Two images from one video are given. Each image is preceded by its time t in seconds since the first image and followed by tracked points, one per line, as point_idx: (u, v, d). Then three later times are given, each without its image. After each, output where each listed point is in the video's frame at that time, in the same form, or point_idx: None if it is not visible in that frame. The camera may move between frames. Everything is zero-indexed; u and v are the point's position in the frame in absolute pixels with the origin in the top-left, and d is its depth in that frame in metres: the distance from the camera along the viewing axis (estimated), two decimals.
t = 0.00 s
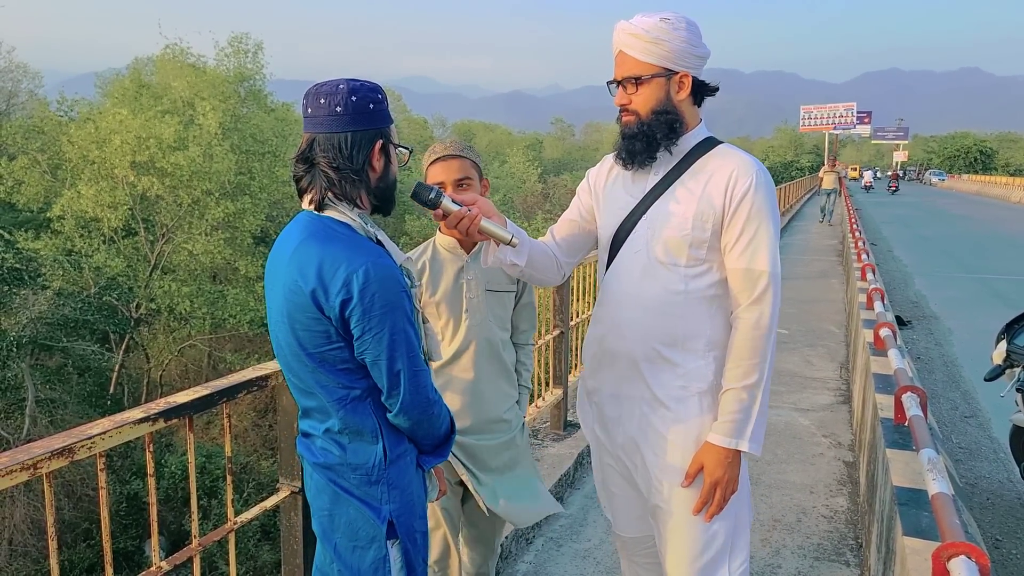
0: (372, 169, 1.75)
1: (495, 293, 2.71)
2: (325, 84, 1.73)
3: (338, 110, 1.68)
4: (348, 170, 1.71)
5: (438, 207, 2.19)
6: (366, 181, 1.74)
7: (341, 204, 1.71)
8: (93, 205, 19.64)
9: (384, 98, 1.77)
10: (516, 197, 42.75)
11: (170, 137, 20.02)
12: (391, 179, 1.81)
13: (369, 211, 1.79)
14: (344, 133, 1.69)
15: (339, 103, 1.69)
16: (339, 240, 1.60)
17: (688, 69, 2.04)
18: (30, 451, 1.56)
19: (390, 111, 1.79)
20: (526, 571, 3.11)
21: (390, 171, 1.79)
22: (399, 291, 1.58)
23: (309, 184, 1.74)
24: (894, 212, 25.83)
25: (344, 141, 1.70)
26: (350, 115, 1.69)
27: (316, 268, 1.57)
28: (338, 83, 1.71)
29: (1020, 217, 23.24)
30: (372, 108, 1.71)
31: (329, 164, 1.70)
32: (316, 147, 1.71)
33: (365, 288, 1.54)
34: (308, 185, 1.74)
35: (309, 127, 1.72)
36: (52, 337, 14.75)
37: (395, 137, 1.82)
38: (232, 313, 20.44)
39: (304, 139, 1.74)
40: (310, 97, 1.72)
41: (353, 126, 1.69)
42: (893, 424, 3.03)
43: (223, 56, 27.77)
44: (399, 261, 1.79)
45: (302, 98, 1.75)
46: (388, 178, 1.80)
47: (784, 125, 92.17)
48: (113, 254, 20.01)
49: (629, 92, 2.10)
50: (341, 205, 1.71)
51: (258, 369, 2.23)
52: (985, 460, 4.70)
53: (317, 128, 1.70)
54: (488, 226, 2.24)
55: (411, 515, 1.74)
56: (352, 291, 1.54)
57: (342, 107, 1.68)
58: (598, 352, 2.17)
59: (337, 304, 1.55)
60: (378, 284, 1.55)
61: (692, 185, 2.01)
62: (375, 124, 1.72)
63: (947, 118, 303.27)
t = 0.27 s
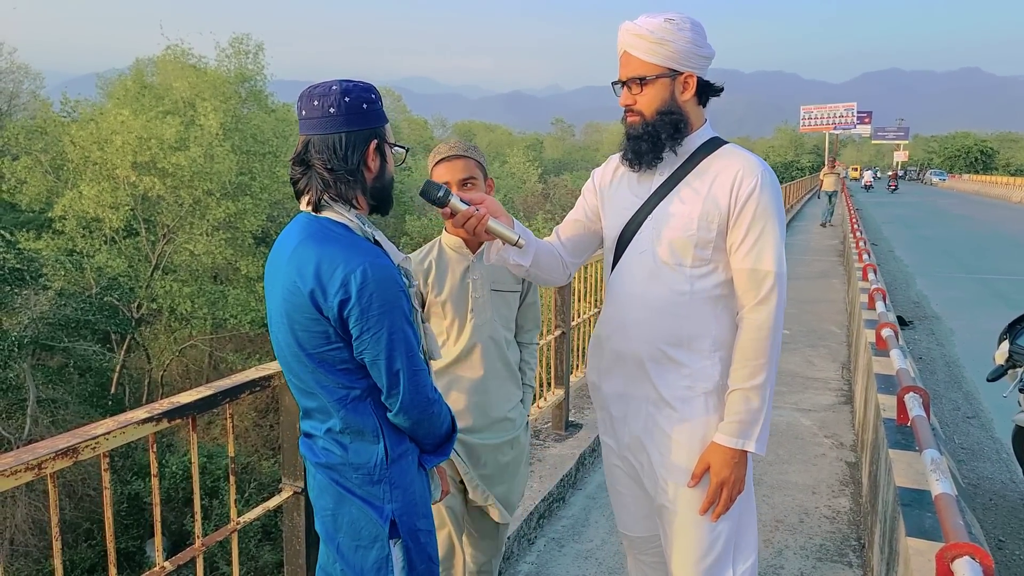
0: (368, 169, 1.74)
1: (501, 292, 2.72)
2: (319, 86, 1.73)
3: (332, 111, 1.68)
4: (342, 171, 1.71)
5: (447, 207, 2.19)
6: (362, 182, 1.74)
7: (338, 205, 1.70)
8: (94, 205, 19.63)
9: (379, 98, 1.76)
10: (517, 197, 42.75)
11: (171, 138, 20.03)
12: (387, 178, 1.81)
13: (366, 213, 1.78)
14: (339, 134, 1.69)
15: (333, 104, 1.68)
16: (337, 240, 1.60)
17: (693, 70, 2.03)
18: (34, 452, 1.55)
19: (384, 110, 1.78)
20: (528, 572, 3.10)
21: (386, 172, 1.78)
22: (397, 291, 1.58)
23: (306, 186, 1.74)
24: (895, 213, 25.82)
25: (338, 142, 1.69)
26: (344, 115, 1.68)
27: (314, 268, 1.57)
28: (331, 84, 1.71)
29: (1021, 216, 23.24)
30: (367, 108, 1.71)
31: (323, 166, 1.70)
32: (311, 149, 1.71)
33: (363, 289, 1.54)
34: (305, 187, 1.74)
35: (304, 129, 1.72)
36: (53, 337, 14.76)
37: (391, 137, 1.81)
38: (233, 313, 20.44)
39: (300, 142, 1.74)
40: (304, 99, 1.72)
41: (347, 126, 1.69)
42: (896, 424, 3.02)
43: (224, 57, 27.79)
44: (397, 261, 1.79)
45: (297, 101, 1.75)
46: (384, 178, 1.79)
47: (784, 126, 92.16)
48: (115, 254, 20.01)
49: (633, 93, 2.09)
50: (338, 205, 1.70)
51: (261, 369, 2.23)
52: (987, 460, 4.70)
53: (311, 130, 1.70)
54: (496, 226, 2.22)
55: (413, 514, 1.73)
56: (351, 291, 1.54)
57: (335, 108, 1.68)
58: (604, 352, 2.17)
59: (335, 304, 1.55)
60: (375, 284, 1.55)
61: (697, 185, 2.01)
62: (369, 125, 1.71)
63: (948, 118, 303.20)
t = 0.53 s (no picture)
0: (360, 169, 1.75)
1: (502, 291, 2.77)
2: (309, 86, 1.74)
3: (321, 111, 1.69)
4: (334, 171, 1.71)
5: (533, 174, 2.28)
6: (354, 182, 1.74)
7: (330, 204, 1.71)
8: (95, 206, 19.63)
9: (369, 97, 1.77)
10: (517, 198, 42.79)
11: (171, 138, 20.04)
12: (379, 178, 1.81)
13: (361, 212, 1.79)
14: (329, 134, 1.70)
15: (323, 105, 1.69)
16: (330, 239, 1.61)
17: (689, 70, 2.04)
18: (36, 451, 1.56)
19: (375, 110, 1.79)
20: (527, 571, 3.11)
21: (379, 171, 1.79)
22: (390, 290, 1.58)
23: (299, 187, 1.75)
24: (894, 212, 25.85)
25: (329, 142, 1.70)
26: (334, 116, 1.69)
27: (307, 267, 1.57)
28: (321, 85, 1.72)
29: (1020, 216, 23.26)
30: (357, 107, 1.72)
31: (315, 166, 1.71)
32: (303, 149, 1.72)
33: (356, 287, 1.54)
34: (298, 188, 1.74)
35: (295, 130, 1.73)
36: (53, 337, 14.76)
37: (383, 136, 1.82)
38: (234, 313, 20.45)
39: (292, 143, 1.75)
40: (295, 100, 1.73)
41: (337, 126, 1.70)
42: (895, 423, 3.03)
43: (224, 58, 27.80)
44: (390, 260, 1.80)
45: (289, 102, 1.77)
46: (377, 177, 1.80)
47: (784, 126, 92.18)
48: (115, 255, 20.01)
49: (629, 94, 2.11)
50: (331, 205, 1.71)
51: (261, 369, 2.23)
52: (986, 459, 4.70)
53: (303, 131, 1.71)
54: (548, 213, 2.30)
55: (410, 511, 1.74)
56: (344, 290, 1.55)
57: (325, 108, 1.69)
58: (605, 350, 2.18)
59: (329, 303, 1.56)
60: (368, 283, 1.55)
61: (697, 184, 2.01)
62: (360, 124, 1.72)
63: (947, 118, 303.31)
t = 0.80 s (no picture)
0: (349, 169, 1.79)
1: (502, 290, 2.79)
2: (298, 87, 1.77)
3: (310, 111, 1.72)
4: (323, 171, 1.75)
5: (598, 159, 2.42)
6: (343, 181, 1.78)
7: (321, 204, 1.75)
8: (94, 207, 19.62)
9: (358, 98, 1.80)
10: (517, 198, 42.78)
11: (170, 139, 20.04)
12: (369, 178, 1.85)
13: (351, 212, 1.83)
14: (318, 135, 1.73)
15: (312, 105, 1.73)
16: (319, 239, 1.63)
17: (683, 72, 2.05)
18: (37, 453, 1.57)
19: (365, 110, 1.82)
20: (529, 570, 3.12)
21: (368, 171, 1.83)
22: (380, 288, 1.60)
23: (289, 187, 1.79)
24: (894, 211, 25.85)
25: (318, 143, 1.73)
26: (322, 116, 1.72)
27: (297, 267, 1.59)
28: (310, 86, 1.75)
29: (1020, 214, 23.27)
30: (346, 108, 1.75)
31: (304, 167, 1.74)
32: (293, 151, 1.76)
33: (346, 286, 1.56)
34: (289, 188, 1.78)
35: (286, 131, 1.76)
36: (54, 338, 14.76)
37: (372, 135, 1.85)
38: (234, 313, 20.45)
39: (282, 143, 1.79)
40: (285, 101, 1.76)
41: (326, 127, 1.73)
42: (894, 421, 3.03)
43: (223, 58, 27.80)
44: (381, 258, 1.82)
45: (279, 102, 1.80)
46: (366, 177, 1.84)
47: (783, 124, 92.17)
48: (115, 256, 20.00)
49: (625, 99, 2.14)
50: (321, 204, 1.75)
51: (261, 369, 2.24)
52: (986, 457, 4.71)
53: (292, 131, 1.74)
54: (585, 196, 2.37)
55: (404, 507, 1.74)
56: (334, 289, 1.57)
57: (314, 109, 1.72)
58: (605, 350, 2.20)
59: (319, 302, 1.58)
60: (357, 282, 1.57)
61: (691, 184, 2.02)
62: (349, 125, 1.76)
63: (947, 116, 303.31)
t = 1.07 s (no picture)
0: (335, 167, 1.77)
1: (499, 288, 2.77)
2: (285, 85, 1.77)
3: (298, 109, 1.71)
4: (309, 169, 1.74)
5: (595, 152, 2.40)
6: (329, 180, 1.77)
7: (305, 202, 1.73)
8: (95, 204, 19.60)
9: (346, 96, 1.79)
10: (517, 195, 42.76)
11: (171, 136, 20.05)
12: (356, 177, 1.84)
13: (337, 211, 1.82)
14: (304, 132, 1.72)
15: (298, 103, 1.71)
16: (304, 237, 1.62)
17: (678, 70, 2.02)
18: (28, 451, 1.55)
19: (353, 109, 1.81)
20: (524, 569, 3.11)
21: (355, 170, 1.82)
22: (366, 286, 1.60)
23: (274, 184, 1.77)
24: (895, 209, 25.82)
25: (305, 141, 1.72)
26: (309, 114, 1.71)
27: (282, 265, 1.59)
28: (298, 83, 1.74)
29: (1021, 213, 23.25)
30: (333, 106, 1.74)
31: (290, 164, 1.73)
32: (278, 148, 1.74)
33: (331, 284, 1.56)
34: (274, 185, 1.77)
35: (272, 129, 1.75)
36: (54, 335, 14.76)
37: (359, 134, 1.84)
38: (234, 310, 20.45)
39: (269, 141, 1.78)
40: (272, 98, 1.76)
41: (312, 125, 1.72)
42: (893, 422, 3.01)
43: (224, 55, 27.79)
44: (367, 257, 1.81)
45: (266, 102, 1.79)
46: (353, 176, 1.83)
47: (785, 122, 92.06)
48: (115, 253, 20.00)
49: (624, 98, 2.13)
50: (307, 202, 1.73)
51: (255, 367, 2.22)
52: (986, 458, 4.69)
53: (278, 129, 1.73)
54: (583, 190, 2.35)
55: (391, 506, 1.73)
56: (319, 287, 1.56)
57: (300, 107, 1.71)
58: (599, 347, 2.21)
59: (304, 300, 1.57)
60: (342, 279, 1.57)
61: (683, 182, 2.00)
62: (337, 123, 1.75)
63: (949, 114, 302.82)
